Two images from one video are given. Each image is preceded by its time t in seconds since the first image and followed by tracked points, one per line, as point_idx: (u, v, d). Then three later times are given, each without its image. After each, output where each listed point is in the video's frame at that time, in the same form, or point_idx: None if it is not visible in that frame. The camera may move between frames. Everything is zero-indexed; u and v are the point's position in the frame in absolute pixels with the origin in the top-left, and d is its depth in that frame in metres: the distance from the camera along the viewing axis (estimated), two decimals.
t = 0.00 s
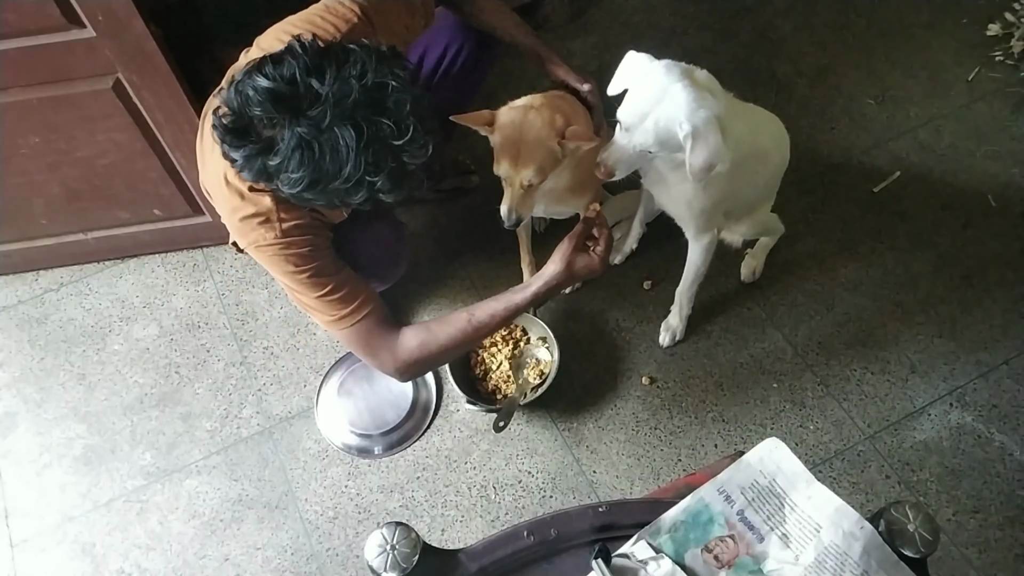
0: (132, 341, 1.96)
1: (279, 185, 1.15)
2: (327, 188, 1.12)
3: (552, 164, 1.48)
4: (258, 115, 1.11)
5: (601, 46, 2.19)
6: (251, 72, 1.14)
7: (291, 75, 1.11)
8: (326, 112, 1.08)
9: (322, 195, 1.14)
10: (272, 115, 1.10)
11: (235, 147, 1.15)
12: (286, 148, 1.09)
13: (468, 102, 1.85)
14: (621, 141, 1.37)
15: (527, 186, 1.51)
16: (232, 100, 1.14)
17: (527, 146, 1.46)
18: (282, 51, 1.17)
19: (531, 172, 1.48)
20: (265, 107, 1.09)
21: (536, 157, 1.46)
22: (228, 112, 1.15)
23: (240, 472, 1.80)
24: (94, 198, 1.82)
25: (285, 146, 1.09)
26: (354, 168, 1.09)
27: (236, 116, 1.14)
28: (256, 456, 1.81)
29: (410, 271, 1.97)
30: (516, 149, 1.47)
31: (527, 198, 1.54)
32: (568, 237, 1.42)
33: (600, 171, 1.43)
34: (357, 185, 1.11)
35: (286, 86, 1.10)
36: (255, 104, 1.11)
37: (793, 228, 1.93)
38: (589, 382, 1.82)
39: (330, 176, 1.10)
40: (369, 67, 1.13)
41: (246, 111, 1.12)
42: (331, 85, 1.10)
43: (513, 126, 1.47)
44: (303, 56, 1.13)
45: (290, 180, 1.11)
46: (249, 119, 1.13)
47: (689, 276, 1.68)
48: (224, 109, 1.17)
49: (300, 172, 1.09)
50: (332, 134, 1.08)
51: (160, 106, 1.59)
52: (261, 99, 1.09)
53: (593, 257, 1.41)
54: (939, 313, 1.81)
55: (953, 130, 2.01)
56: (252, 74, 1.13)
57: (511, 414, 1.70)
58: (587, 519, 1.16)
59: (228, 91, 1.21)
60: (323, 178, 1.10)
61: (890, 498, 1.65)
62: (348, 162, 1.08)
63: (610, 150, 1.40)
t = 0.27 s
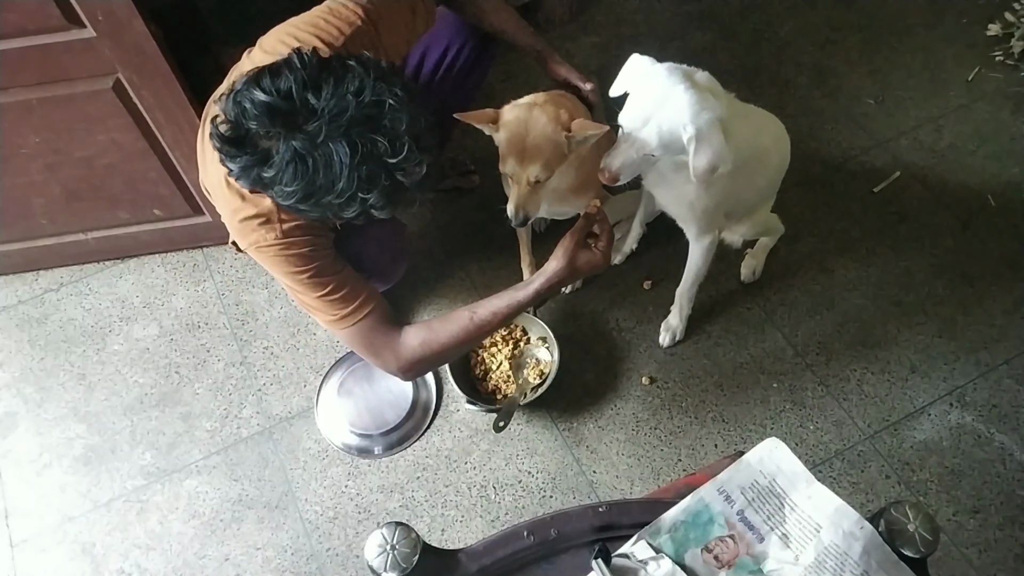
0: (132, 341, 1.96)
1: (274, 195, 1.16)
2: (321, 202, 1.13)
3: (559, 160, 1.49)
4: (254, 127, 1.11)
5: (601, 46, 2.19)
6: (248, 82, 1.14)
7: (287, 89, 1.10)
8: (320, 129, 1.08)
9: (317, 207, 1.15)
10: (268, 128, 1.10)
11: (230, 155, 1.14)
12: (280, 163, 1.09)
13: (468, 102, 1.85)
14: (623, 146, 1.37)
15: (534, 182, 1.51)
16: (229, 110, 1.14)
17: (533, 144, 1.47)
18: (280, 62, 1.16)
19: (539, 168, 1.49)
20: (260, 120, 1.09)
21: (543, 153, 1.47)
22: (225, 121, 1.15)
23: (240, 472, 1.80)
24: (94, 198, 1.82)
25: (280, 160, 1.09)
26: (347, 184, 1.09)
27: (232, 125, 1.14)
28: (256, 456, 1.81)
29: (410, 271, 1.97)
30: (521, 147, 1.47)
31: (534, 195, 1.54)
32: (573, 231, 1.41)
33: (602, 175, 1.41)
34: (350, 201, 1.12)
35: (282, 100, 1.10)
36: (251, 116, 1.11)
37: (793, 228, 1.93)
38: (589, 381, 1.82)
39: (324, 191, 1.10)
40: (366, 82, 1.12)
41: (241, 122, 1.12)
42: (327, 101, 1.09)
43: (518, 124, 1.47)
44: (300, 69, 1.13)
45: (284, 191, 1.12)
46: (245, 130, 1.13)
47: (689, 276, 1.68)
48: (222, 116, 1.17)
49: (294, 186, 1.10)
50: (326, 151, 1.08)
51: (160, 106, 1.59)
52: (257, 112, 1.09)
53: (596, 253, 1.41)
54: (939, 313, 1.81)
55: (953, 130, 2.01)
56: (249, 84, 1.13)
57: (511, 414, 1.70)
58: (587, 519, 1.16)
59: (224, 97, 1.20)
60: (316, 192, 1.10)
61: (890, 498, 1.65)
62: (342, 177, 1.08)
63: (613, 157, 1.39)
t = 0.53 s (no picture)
0: (132, 341, 1.96)
1: (270, 203, 1.16)
2: (315, 211, 1.13)
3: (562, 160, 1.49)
4: (250, 135, 1.11)
5: (601, 46, 2.19)
6: (245, 88, 1.14)
7: (283, 98, 1.10)
8: (313, 139, 1.08)
9: (311, 216, 1.15)
10: (263, 137, 1.10)
11: (227, 162, 1.15)
12: (274, 171, 1.10)
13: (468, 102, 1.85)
14: (615, 156, 1.38)
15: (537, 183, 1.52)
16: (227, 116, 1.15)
17: (535, 145, 1.47)
18: (278, 70, 1.16)
19: (542, 169, 1.49)
20: (256, 129, 1.10)
21: (546, 153, 1.47)
22: (223, 127, 1.15)
23: (240, 472, 1.80)
24: (94, 198, 1.82)
25: (273, 169, 1.10)
26: (340, 194, 1.09)
27: (230, 131, 1.14)
28: (256, 456, 1.81)
29: (410, 271, 1.98)
30: (522, 148, 1.47)
31: (536, 195, 1.55)
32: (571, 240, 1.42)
33: (597, 186, 1.43)
34: (342, 211, 1.12)
35: (277, 109, 1.10)
36: (247, 124, 1.11)
37: (793, 228, 1.93)
38: (589, 381, 1.82)
39: (317, 200, 1.10)
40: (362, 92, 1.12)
41: (238, 129, 1.13)
42: (321, 111, 1.09)
43: (518, 126, 1.47)
44: (296, 78, 1.13)
45: (279, 200, 1.12)
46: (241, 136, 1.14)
47: (689, 276, 1.68)
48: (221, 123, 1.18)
49: (287, 195, 1.10)
50: (318, 162, 1.08)
51: (160, 106, 1.59)
52: (253, 120, 1.10)
53: (593, 260, 1.43)
54: (939, 313, 1.81)
55: (953, 130, 2.01)
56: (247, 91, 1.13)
57: (511, 414, 1.71)
58: (587, 518, 1.16)
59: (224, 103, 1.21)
60: (310, 201, 1.10)
61: (890, 498, 1.65)
62: (335, 187, 1.08)
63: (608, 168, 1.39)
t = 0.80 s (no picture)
0: (132, 341, 1.96)
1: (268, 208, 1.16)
2: (313, 218, 1.13)
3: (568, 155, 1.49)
4: (248, 140, 1.11)
5: (601, 46, 2.19)
6: (244, 93, 1.14)
7: (282, 105, 1.10)
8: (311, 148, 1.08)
9: (309, 222, 1.16)
10: (262, 144, 1.10)
11: (225, 166, 1.15)
12: (272, 179, 1.10)
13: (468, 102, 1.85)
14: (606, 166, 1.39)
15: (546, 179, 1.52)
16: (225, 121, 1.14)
17: (540, 143, 1.46)
18: (277, 74, 1.16)
19: (550, 165, 1.49)
20: (255, 136, 1.10)
21: (553, 149, 1.47)
22: (222, 132, 1.15)
23: (240, 472, 1.80)
24: (94, 198, 1.82)
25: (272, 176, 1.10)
26: (338, 202, 1.09)
27: (228, 136, 1.14)
28: (256, 456, 1.81)
29: (410, 271, 1.98)
30: (530, 146, 1.47)
31: (544, 191, 1.55)
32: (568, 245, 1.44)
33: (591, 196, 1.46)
34: (341, 218, 1.12)
35: (276, 116, 1.09)
36: (245, 130, 1.11)
37: (792, 228, 1.93)
38: (589, 381, 1.82)
39: (315, 208, 1.10)
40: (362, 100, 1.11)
41: (237, 135, 1.13)
42: (321, 119, 1.09)
43: (522, 126, 1.46)
44: (296, 85, 1.12)
45: (277, 206, 1.12)
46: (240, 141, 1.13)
47: (689, 276, 1.68)
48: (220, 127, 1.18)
49: (285, 203, 1.11)
50: (317, 171, 1.08)
51: (160, 106, 1.59)
52: (252, 127, 1.10)
53: (592, 266, 1.44)
54: (939, 313, 1.81)
55: (953, 130, 2.01)
56: (246, 96, 1.13)
57: (511, 414, 1.71)
58: (587, 518, 1.16)
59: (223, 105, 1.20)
60: (308, 208, 1.11)
61: (890, 498, 1.65)
62: (333, 196, 1.08)
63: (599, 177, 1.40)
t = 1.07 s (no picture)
0: (132, 341, 1.96)
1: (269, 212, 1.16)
2: (313, 223, 1.13)
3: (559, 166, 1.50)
4: (248, 145, 1.12)
5: (601, 46, 2.19)
6: (245, 98, 1.14)
7: (283, 110, 1.10)
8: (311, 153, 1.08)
9: (309, 227, 1.16)
10: (262, 148, 1.10)
11: (226, 170, 1.15)
12: (272, 183, 1.10)
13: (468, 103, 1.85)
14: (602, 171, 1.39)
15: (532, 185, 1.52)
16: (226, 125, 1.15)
17: (536, 149, 1.47)
18: (278, 79, 1.16)
19: (540, 171, 1.50)
20: (255, 140, 1.10)
21: (546, 158, 1.48)
22: (223, 136, 1.16)
23: (240, 472, 1.80)
24: (94, 198, 1.82)
25: (271, 181, 1.10)
26: (337, 207, 1.09)
27: (228, 140, 1.15)
28: (256, 456, 1.81)
29: (410, 271, 1.98)
30: (522, 147, 1.47)
31: (530, 196, 1.55)
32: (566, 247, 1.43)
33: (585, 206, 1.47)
34: (341, 224, 1.12)
35: (276, 121, 1.10)
36: (246, 134, 1.11)
37: (792, 228, 1.93)
38: (589, 381, 1.82)
39: (315, 212, 1.10)
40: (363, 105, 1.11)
41: (237, 139, 1.13)
42: (321, 125, 1.09)
43: (521, 127, 1.47)
44: (296, 90, 1.12)
45: (277, 210, 1.12)
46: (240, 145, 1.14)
47: (689, 276, 1.68)
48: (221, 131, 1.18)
49: (285, 207, 1.11)
50: (316, 176, 1.08)
51: (160, 106, 1.59)
52: (252, 131, 1.10)
53: (589, 270, 1.43)
54: (939, 313, 1.81)
55: (952, 130, 2.01)
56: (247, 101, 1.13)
57: (511, 414, 1.70)
58: (587, 518, 1.16)
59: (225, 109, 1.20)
60: (308, 213, 1.11)
61: (890, 498, 1.65)
62: (333, 201, 1.08)
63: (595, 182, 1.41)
